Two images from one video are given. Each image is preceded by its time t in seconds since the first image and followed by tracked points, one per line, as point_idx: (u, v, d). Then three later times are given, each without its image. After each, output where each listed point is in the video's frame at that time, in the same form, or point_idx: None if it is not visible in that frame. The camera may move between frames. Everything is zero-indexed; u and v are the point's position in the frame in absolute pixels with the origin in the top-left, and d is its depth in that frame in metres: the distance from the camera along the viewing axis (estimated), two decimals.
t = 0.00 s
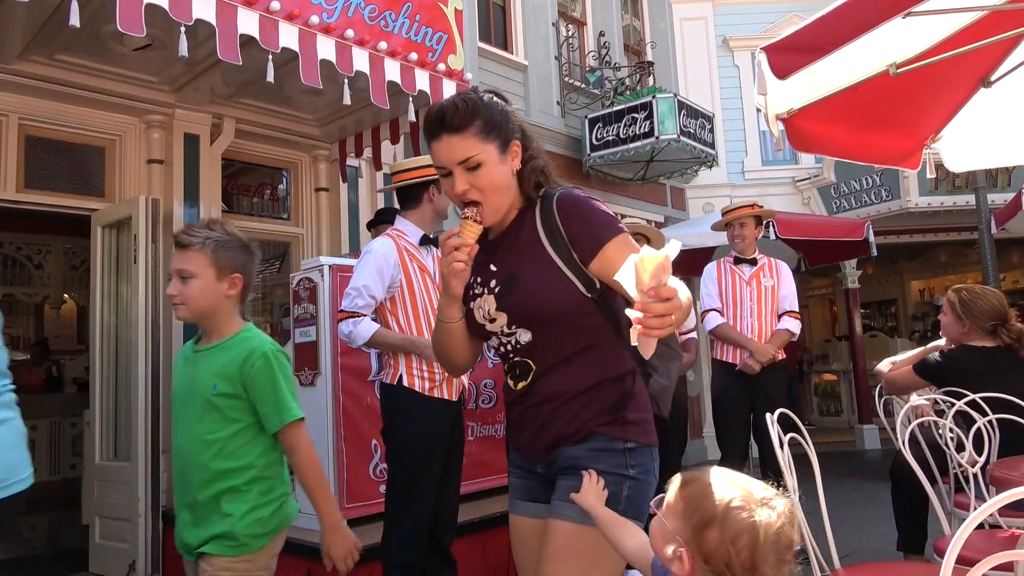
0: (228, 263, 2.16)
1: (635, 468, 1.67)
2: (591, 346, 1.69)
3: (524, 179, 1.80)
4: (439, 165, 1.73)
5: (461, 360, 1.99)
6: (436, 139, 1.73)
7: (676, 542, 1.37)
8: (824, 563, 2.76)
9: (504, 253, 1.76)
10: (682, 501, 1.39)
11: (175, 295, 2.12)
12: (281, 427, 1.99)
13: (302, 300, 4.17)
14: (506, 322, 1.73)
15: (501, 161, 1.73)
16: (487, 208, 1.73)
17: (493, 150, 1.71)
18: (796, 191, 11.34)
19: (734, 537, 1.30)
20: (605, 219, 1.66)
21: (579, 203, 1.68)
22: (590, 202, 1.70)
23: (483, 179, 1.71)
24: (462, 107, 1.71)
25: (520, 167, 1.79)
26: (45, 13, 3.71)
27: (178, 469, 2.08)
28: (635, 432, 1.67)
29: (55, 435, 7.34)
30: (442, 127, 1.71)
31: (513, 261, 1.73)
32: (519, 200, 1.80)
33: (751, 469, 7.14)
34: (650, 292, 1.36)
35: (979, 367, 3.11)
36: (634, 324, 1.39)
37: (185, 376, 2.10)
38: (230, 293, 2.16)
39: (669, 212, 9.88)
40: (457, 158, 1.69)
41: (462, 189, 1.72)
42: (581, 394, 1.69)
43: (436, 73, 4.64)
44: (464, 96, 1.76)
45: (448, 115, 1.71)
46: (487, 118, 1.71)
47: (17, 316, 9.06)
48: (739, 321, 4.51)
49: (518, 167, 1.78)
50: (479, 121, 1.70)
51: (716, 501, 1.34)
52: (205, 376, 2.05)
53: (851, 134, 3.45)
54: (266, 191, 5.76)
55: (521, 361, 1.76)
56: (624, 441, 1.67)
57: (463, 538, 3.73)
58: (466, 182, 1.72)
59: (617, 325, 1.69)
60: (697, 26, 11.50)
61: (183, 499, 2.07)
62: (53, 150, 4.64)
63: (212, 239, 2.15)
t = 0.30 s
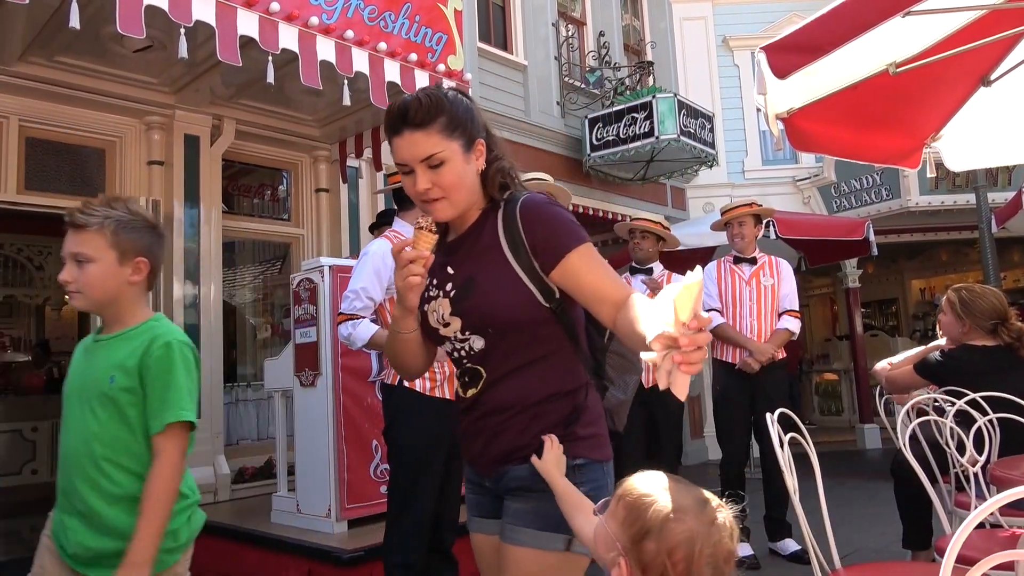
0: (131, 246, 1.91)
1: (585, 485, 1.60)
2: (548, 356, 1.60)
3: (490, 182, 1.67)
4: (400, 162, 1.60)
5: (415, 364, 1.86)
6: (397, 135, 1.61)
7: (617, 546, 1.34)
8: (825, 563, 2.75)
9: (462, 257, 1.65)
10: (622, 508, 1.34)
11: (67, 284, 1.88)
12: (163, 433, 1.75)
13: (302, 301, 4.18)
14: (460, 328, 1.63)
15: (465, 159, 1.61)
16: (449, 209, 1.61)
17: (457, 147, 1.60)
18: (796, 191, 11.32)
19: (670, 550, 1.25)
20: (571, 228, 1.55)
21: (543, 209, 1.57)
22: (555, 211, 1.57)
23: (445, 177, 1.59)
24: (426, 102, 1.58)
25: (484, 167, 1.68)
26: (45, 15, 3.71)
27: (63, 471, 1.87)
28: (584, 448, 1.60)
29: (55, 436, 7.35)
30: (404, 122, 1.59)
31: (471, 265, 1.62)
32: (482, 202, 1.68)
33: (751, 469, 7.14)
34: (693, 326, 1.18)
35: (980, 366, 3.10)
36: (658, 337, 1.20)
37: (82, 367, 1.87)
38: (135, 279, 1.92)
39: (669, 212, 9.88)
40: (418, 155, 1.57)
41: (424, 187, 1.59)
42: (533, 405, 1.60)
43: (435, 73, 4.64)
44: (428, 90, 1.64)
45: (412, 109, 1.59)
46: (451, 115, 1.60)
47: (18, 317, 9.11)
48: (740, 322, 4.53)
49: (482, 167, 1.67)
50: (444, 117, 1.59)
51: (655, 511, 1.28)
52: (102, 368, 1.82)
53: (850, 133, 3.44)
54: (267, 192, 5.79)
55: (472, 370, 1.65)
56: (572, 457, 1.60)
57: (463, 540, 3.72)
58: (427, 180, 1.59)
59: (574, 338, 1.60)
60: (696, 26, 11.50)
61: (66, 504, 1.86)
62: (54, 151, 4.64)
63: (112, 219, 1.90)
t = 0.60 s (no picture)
0: None
1: (540, 490, 1.53)
2: (501, 366, 1.51)
3: (453, 172, 1.57)
4: (355, 145, 1.49)
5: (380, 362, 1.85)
6: (354, 115, 1.49)
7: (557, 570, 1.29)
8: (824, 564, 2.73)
9: (415, 254, 1.53)
10: (563, 523, 1.30)
11: None
12: (10, 448, 1.49)
13: (301, 301, 4.17)
14: (410, 335, 1.52)
15: (427, 146, 1.51)
16: (405, 200, 1.50)
17: (419, 132, 1.49)
18: (797, 191, 11.30)
19: (614, 567, 1.23)
20: (531, 235, 1.39)
21: (505, 213, 1.42)
22: (516, 214, 1.42)
23: (403, 165, 1.48)
24: (385, 82, 1.48)
25: (448, 157, 1.58)
26: (44, 14, 3.72)
27: None
28: (539, 453, 1.53)
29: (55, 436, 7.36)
30: (360, 103, 1.48)
31: (423, 264, 1.50)
32: (444, 194, 1.57)
33: (749, 469, 7.14)
34: (689, 430, 1.04)
35: (979, 367, 3.10)
36: (655, 419, 1.04)
37: None
38: None
39: (670, 212, 9.88)
40: (376, 139, 1.46)
41: (379, 176, 1.48)
42: (485, 414, 1.52)
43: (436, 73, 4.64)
44: (388, 70, 1.52)
45: (371, 89, 1.48)
46: (412, 97, 1.49)
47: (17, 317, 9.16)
48: (739, 324, 4.50)
49: (446, 158, 1.57)
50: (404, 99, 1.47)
51: (600, 531, 1.25)
52: None
53: (850, 134, 3.44)
54: (267, 192, 5.77)
55: (421, 379, 1.57)
56: (524, 462, 1.52)
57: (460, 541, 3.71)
58: (383, 167, 1.48)
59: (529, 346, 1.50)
60: (697, 27, 11.50)
61: None
62: (54, 150, 4.64)
63: None
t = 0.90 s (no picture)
0: None
1: (510, 491, 1.55)
2: (467, 373, 1.49)
3: (397, 182, 1.51)
4: (295, 168, 1.39)
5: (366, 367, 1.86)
6: (291, 136, 1.38)
7: None
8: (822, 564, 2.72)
9: (364, 273, 1.47)
10: (501, 545, 1.13)
11: None
12: None
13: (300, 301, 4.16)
14: (370, 359, 1.49)
15: (373, 161, 1.44)
16: (355, 220, 1.43)
17: (365, 148, 1.41)
18: (796, 192, 11.28)
19: None
20: (484, 256, 1.34)
21: (457, 230, 1.37)
22: (471, 232, 1.37)
23: (352, 184, 1.41)
24: (325, 98, 1.37)
25: (391, 167, 1.51)
26: (43, 15, 3.71)
27: None
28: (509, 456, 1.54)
29: (54, 437, 7.35)
30: (298, 122, 1.37)
31: (374, 285, 1.45)
32: (389, 206, 1.50)
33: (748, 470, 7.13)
34: (625, 524, 0.94)
35: (977, 367, 3.10)
36: (600, 503, 0.93)
37: None
38: None
39: (669, 212, 9.87)
40: (319, 162, 1.36)
41: (326, 199, 1.39)
42: (456, 420, 1.51)
43: (435, 74, 4.63)
44: (323, 83, 1.41)
45: (309, 107, 1.37)
46: (354, 111, 1.40)
47: (16, 317, 9.16)
48: (739, 326, 4.48)
49: (390, 167, 1.51)
50: (347, 115, 1.38)
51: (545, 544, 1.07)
52: None
53: (849, 135, 3.44)
54: (266, 193, 5.79)
55: (380, 395, 1.54)
56: (495, 465, 1.54)
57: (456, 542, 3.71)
58: (330, 190, 1.39)
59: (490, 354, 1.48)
60: (696, 27, 11.51)
61: None
62: (53, 151, 4.64)
63: None
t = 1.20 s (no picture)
0: None
1: (455, 487, 1.61)
2: (397, 385, 1.51)
3: (310, 203, 1.44)
4: (203, 199, 1.31)
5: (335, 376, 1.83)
6: (195, 164, 1.30)
7: None
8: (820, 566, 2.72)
9: (287, 302, 1.44)
10: (425, 553, 1.18)
11: None
12: None
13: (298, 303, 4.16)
14: (310, 387, 1.47)
15: (286, 183, 1.36)
16: (274, 247, 1.36)
17: (277, 171, 1.34)
18: (794, 193, 11.29)
19: None
20: (411, 277, 1.33)
21: (379, 250, 1.35)
22: (395, 250, 1.35)
23: (266, 210, 1.33)
24: (228, 122, 1.29)
25: (304, 187, 1.44)
26: (42, 13, 3.71)
27: None
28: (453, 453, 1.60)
29: (52, 436, 7.34)
30: (202, 148, 1.28)
31: (301, 314, 1.42)
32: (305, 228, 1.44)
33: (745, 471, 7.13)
34: (547, 537, 1.01)
35: (975, 369, 3.10)
36: (526, 511, 1.01)
37: None
38: None
39: (667, 214, 9.87)
40: (229, 191, 1.28)
41: (241, 229, 1.31)
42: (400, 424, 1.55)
43: (434, 74, 4.63)
44: (223, 106, 1.33)
45: (212, 133, 1.28)
46: (260, 132, 1.32)
47: (14, 316, 9.16)
48: (738, 326, 4.48)
49: (304, 188, 1.44)
50: (255, 137, 1.30)
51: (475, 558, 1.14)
52: None
53: (848, 136, 3.44)
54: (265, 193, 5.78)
55: (318, 414, 1.53)
56: (441, 464, 1.59)
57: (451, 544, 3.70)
58: (244, 218, 1.31)
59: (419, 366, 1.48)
60: (695, 29, 11.51)
61: None
62: (51, 150, 4.63)
63: None
